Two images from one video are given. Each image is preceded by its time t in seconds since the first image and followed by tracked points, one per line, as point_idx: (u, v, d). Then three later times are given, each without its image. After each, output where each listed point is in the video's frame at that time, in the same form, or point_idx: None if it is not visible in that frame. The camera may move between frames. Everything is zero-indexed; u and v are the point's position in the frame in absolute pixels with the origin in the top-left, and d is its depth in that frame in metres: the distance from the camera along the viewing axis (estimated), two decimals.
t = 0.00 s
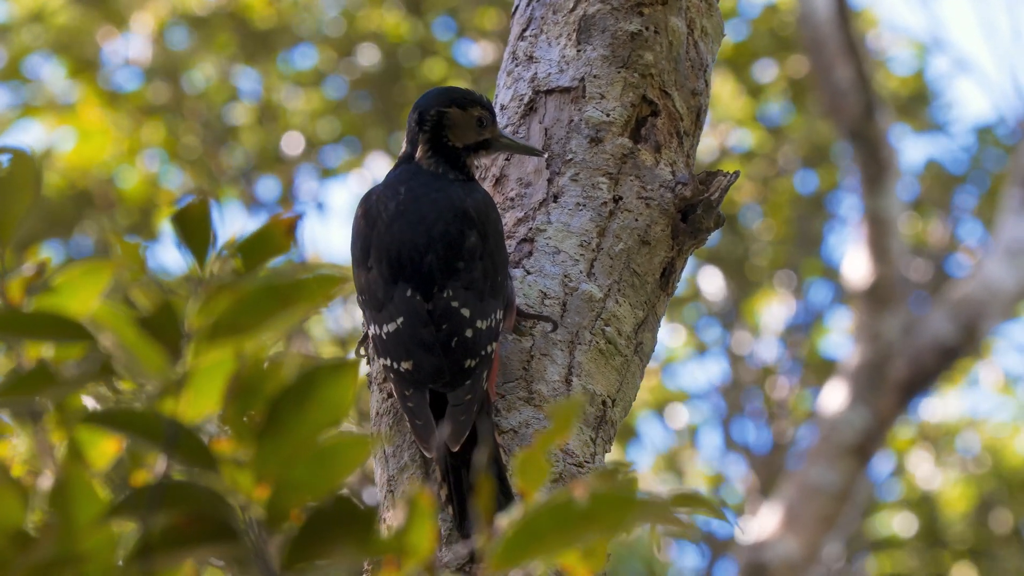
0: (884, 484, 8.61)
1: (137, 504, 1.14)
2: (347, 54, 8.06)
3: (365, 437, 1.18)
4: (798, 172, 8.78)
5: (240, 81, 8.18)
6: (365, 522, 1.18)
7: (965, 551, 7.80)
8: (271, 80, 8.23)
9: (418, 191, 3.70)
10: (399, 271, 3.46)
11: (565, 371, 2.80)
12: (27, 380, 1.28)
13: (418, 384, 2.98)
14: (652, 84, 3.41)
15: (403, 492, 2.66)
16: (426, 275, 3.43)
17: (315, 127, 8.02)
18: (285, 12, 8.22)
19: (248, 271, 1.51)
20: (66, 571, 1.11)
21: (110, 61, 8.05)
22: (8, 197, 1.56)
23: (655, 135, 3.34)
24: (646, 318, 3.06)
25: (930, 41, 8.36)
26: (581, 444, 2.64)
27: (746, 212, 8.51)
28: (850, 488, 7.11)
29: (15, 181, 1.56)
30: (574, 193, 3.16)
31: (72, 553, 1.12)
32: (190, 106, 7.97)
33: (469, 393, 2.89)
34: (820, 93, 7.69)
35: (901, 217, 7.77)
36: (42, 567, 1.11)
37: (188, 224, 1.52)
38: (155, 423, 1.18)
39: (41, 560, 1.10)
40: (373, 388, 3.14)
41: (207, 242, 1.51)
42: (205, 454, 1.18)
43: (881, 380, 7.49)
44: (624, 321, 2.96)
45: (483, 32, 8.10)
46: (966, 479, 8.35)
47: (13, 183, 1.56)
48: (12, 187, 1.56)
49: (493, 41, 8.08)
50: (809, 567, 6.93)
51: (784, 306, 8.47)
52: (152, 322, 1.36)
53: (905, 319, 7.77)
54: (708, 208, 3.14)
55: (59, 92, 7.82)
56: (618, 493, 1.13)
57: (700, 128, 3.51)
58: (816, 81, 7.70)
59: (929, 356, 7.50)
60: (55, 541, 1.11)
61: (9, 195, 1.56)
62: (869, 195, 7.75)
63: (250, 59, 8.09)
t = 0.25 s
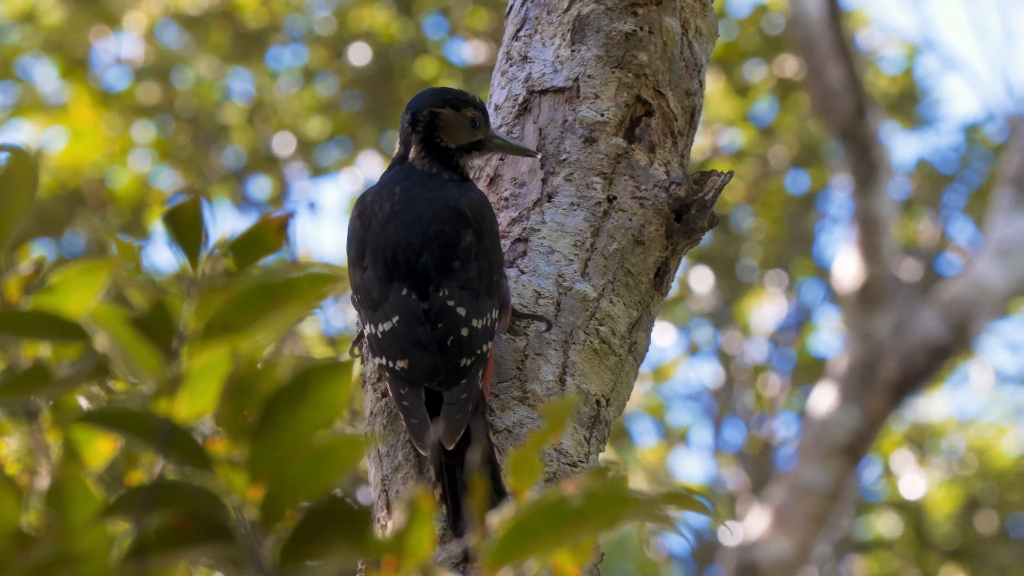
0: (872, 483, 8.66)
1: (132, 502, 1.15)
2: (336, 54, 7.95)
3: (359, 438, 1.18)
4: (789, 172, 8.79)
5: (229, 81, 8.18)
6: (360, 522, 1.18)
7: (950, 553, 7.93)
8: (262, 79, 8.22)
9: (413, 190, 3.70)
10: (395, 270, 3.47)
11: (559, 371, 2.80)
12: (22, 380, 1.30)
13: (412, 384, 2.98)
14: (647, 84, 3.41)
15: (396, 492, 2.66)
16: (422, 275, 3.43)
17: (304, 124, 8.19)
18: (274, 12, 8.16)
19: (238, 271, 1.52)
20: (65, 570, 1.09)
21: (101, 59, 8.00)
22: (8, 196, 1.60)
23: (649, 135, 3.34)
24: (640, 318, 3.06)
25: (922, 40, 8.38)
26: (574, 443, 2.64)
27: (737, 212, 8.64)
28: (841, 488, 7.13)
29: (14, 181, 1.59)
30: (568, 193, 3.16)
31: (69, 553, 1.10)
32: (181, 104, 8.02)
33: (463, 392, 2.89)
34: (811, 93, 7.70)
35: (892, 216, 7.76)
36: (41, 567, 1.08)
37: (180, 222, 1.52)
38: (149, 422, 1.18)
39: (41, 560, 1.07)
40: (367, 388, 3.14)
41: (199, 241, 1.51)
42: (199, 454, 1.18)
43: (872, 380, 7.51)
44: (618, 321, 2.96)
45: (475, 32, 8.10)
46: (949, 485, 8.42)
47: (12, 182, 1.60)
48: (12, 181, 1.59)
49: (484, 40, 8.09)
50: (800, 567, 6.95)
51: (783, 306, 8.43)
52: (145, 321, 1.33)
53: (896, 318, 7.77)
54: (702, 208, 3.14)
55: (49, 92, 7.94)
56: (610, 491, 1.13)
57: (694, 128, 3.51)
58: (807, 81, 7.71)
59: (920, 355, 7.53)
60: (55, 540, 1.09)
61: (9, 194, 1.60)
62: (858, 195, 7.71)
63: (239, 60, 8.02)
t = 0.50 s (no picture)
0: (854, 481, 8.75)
1: (120, 502, 1.18)
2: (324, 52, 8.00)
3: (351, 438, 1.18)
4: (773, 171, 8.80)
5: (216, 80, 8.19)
6: (347, 522, 1.17)
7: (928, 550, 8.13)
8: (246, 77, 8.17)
9: (401, 189, 3.70)
10: (384, 270, 3.46)
11: (547, 371, 2.80)
12: (13, 380, 1.30)
13: (399, 385, 2.98)
14: (635, 84, 3.42)
15: (385, 492, 2.67)
16: (411, 275, 3.43)
17: (289, 121, 8.10)
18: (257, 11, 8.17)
19: (225, 271, 1.52)
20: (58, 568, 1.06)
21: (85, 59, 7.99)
22: (5, 190, 1.60)
23: (637, 135, 3.34)
24: (628, 318, 3.06)
25: (907, 40, 8.37)
26: (562, 443, 2.64)
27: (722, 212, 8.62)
28: (824, 487, 7.23)
29: (10, 178, 1.60)
30: (556, 193, 3.17)
31: (63, 553, 1.09)
32: (166, 103, 7.97)
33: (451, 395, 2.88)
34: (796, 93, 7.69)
35: (877, 217, 7.78)
36: (37, 566, 1.06)
37: (169, 222, 1.51)
38: (139, 422, 1.17)
39: (37, 560, 1.06)
40: (355, 388, 3.14)
41: (188, 240, 1.50)
42: (188, 454, 1.17)
43: (858, 380, 7.57)
44: (606, 321, 2.97)
45: (459, 29, 8.09)
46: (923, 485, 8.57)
47: (9, 178, 1.60)
48: (9, 180, 1.60)
49: (468, 37, 8.09)
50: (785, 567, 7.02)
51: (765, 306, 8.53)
52: (135, 321, 1.31)
53: (881, 318, 7.79)
54: (691, 208, 3.15)
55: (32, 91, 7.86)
56: (598, 489, 1.14)
57: (682, 128, 3.52)
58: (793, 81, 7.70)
59: (904, 355, 7.58)
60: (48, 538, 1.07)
61: (5, 191, 1.60)
62: (844, 193, 7.77)
63: (225, 58, 8.07)
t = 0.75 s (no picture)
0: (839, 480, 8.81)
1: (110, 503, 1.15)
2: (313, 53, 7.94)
3: (340, 438, 1.18)
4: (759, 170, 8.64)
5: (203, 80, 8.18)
6: (337, 523, 1.17)
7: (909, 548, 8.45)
8: (233, 77, 8.16)
9: (391, 188, 3.69)
10: (376, 269, 3.47)
11: (537, 372, 2.80)
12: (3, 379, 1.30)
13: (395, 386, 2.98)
14: (625, 84, 3.42)
15: (374, 492, 2.66)
16: (404, 274, 3.44)
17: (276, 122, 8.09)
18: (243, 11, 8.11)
19: (216, 273, 1.52)
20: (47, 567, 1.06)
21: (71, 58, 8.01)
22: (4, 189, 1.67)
23: (627, 136, 3.35)
24: (618, 318, 3.07)
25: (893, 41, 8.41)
26: (552, 444, 2.64)
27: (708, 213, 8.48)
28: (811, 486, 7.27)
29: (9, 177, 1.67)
30: (546, 193, 3.17)
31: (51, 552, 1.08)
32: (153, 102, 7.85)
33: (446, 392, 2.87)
34: (783, 93, 7.72)
35: (864, 216, 7.79)
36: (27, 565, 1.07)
37: (161, 223, 1.51)
38: (129, 424, 1.18)
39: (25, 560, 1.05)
40: (345, 388, 3.13)
41: (179, 240, 1.51)
42: (178, 456, 1.17)
43: (845, 379, 7.60)
44: (596, 321, 2.97)
45: (446, 29, 8.08)
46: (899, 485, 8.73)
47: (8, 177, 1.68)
48: (9, 181, 1.68)
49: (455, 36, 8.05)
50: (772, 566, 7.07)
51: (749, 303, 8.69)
52: (125, 321, 1.30)
53: (869, 317, 7.82)
54: (680, 208, 3.15)
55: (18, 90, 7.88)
56: (586, 486, 1.14)
57: (672, 128, 3.52)
58: (779, 81, 7.74)
59: (892, 354, 7.61)
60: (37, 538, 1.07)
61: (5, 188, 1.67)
62: (831, 194, 7.75)
63: (210, 56, 7.93)
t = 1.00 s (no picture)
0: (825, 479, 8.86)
1: (98, 502, 1.12)
2: (300, 52, 7.96)
3: (332, 438, 1.17)
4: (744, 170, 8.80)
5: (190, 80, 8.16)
6: (328, 522, 1.17)
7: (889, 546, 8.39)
8: (220, 77, 8.13)
9: (382, 187, 3.69)
10: (368, 266, 3.47)
11: (528, 372, 2.81)
12: None
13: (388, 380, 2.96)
14: (615, 85, 3.42)
15: (366, 493, 2.66)
16: (397, 270, 3.44)
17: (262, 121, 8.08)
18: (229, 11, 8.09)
19: (207, 273, 1.53)
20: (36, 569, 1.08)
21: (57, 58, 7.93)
22: None
23: (618, 136, 3.35)
24: (608, 318, 3.07)
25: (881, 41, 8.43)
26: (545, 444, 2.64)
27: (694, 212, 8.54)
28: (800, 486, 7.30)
29: None
30: (537, 193, 3.17)
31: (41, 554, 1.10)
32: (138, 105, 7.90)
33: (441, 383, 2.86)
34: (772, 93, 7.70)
35: (852, 216, 7.79)
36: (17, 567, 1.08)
37: (150, 223, 1.50)
38: (119, 423, 1.16)
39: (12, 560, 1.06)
40: (335, 388, 3.12)
41: (169, 241, 1.50)
42: (170, 455, 1.16)
43: (834, 378, 7.62)
44: (587, 321, 2.97)
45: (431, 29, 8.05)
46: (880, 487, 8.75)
47: None
48: None
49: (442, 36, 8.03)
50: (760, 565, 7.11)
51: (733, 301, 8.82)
52: (114, 321, 1.29)
53: (857, 317, 7.84)
54: (671, 208, 3.16)
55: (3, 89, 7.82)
56: (579, 489, 1.14)
57: (662, 129, 3.53)
58: (767, 82, 7.74)
59: (880, 354, 7.64)
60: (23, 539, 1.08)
61: None
62: (820, 194, 7.73)
63: (198, 56, 7.89)
